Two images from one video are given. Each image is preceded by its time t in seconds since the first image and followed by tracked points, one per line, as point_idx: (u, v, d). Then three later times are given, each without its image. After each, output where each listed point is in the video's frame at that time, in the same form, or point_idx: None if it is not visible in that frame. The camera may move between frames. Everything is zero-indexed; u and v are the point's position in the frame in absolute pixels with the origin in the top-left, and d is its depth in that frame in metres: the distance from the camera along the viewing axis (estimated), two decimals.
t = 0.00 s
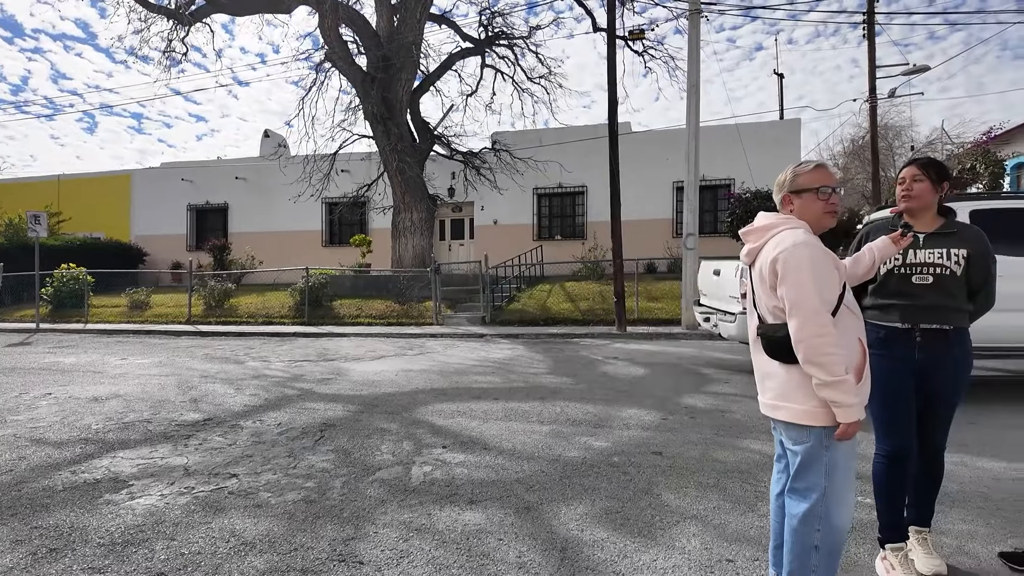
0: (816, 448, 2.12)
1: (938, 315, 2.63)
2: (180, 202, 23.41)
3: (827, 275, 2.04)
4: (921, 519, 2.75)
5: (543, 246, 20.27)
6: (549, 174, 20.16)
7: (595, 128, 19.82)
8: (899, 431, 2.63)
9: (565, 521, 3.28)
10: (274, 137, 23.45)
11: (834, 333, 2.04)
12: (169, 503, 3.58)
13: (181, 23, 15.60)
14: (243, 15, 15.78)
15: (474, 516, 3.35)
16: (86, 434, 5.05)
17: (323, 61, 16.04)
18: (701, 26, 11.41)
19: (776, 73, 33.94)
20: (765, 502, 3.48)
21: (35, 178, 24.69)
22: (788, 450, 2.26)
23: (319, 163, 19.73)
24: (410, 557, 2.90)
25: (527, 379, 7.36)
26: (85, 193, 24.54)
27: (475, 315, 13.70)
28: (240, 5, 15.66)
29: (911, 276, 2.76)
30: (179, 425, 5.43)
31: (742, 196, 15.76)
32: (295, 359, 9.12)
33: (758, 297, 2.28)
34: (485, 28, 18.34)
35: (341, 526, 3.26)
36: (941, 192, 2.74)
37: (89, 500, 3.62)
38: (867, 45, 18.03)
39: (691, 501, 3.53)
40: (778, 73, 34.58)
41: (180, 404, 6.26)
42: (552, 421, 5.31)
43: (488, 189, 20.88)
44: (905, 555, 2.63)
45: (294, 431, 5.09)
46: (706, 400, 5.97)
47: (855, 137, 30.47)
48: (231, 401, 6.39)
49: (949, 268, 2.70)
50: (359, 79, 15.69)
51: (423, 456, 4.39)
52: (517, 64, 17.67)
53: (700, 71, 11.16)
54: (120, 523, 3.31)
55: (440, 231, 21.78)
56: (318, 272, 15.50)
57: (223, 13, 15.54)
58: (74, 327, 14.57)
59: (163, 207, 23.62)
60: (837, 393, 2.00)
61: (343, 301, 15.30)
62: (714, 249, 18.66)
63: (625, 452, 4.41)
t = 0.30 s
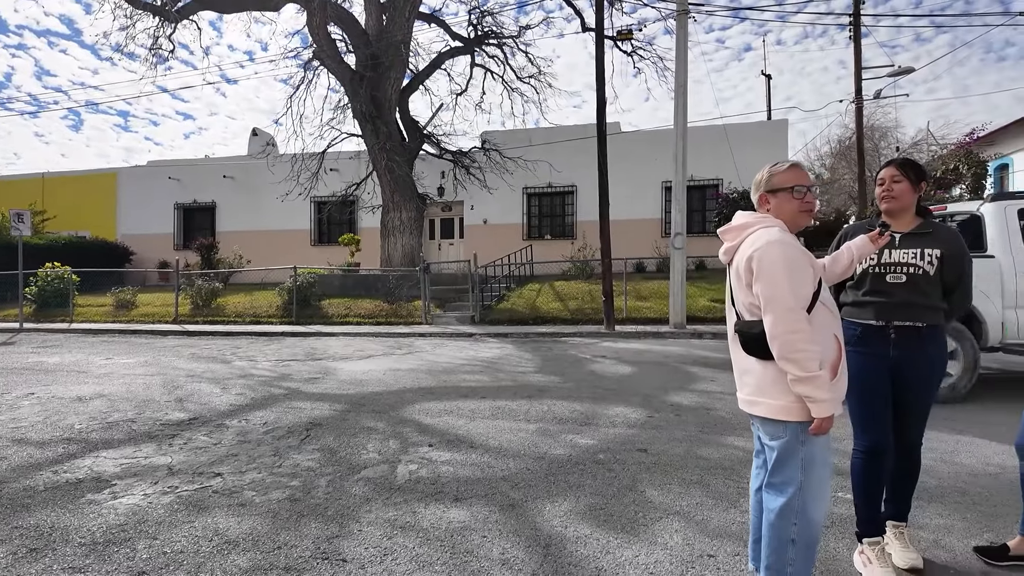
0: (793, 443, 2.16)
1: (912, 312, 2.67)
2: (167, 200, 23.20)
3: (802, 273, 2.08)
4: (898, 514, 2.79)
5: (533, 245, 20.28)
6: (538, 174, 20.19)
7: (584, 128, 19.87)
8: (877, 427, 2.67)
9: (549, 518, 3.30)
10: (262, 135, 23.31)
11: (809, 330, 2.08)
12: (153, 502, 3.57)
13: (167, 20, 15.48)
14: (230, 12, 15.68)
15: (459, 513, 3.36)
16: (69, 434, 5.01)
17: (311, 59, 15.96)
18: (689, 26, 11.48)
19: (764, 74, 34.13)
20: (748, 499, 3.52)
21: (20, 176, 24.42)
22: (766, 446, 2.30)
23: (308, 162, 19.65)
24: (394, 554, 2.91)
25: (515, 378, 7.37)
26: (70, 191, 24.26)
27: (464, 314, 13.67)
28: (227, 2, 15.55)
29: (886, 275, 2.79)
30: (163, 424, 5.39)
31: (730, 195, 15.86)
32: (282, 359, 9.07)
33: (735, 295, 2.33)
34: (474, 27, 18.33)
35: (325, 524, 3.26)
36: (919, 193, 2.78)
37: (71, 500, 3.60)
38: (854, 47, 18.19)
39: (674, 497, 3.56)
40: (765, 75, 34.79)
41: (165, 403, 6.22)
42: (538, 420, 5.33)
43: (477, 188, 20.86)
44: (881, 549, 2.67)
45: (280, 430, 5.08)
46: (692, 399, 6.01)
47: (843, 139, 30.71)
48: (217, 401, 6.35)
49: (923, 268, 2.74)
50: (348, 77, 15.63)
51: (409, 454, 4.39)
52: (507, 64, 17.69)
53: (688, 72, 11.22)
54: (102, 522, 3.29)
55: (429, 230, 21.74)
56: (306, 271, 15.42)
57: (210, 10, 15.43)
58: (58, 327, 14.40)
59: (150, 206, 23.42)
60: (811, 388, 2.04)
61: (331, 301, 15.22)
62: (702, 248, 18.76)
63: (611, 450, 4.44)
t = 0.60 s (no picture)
0: (761, 441, 2.18)
1: (880, 312, 2.71)
2: (152, 199, 22.99)
3: (769, 272, 2.10)
4: (869, 511, 2.82)
5: (521, 245, 20.29)
6: (527, 174, 20.19)
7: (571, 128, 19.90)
8: (847, 424, 2.71)
9: (525, 517, 3.31)
10: (248, 134, 23.15)
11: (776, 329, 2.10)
12: (128, 504, 3.54)
13: (151, 18, 15.32)
14: (216, 11, 15.56)
15: (436, 513, 3.36)
16: (46, 436, 4.96)
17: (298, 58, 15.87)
18: (674, 28, 11.54)
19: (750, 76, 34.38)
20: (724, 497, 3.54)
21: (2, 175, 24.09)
22: (734, 443, 2.31)
23: (294, 161, 19.54)
24: (368, 555, 2.90)
25: (499, 377, 7.38)
26: (54, 190, 23.99)
27: (451, 314, 13.66)
28: None
29: (855, 275, 2.82)
30: (143, 425, 5.36)
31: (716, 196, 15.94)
32: (265, 359, 9.02)
33: (706, 295, 2.33)
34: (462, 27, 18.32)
35: (301, 525, 3.25)
36: (888, 195, 2.83)
37: (44, 502, 3.56)
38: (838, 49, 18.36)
39: (651, 496, 3.59)
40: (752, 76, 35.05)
41: (145, 405, 6.16)
42: (520, 419, 5.34)
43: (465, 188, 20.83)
44: (850, 546, 2.71)
45: (259, 431, 5.05)
46: (675, 398, 6.04)
47: (828, 140, 30.98)
48: (198, 402, 6.30)
49: (891, 268, 2.77)
50: (335, 76, 15.57)
51: (389, 455, 4.38)
52: (494, 63, 17.69)
53: (673, 73, 11.27)
54: (75, 525, 3.26)
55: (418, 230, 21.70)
56: (292, 271, 15.34)
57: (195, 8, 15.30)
58: (40, 328, 14.22)
59: (135, 205, 23.19)
60: (779, 386, 2.06)
61: (318, 301, 15.14)
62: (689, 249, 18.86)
63: (591, 449, 4.45)
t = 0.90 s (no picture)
0: (723, 440, 2.20)
1: (843, 311, 2.74)
2: (129, 198, 22.60)
3: (731, 274, 2.12)
4: (833, 508, 2.85)
5: (504, 245, 20.28)
6: (509, 173, 20.20)
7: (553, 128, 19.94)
8: (811, 422, 2.75)
9: (496, 517, 3.31)
10: (227, 132, 22.88)
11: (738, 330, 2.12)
12: (92, 508, 3.47)
13: (125, 13, 15.05)
14: (193, 7, 15.33)
15: (407, 515, 3.34)
16: (11, 439, 4.85)
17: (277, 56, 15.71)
18: (654, 29, 11.60)
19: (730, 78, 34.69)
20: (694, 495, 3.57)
21: None
22: (697, 442, 2.33)
23: (274, 159, 19.34)
24: (335, 558, 2.87)
25: (478, 377, 7.37)
26: (28, 187, 23.48)
27: (432, 314, 13.60)
28: None
29: (820, 275, 2.85)
30: (113, 427, 5.26)
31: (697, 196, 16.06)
32: (242, 360, 8.91)
33: (669, 295, 2.34)
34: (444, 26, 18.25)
35: (269, 528, 3.22)
36: (848, 197, 2.88)
37: (5, 507, 3.48)
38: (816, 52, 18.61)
39: (622, 495, 3.61)
40: (731, 78, 35.36)
41: (116, 407, 6.06)
42: (496, 419, 5.33)
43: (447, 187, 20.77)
44: (814, 543, 2.73)
45: (232, 433, 5.00)
46: (652, 396, 6.08)
47: (807, 142, 31.38)
48: (170, 403, 6.21)
49: (854, 267, 2.80)
50: (315, 75, 15.44)
51: (362, 456, 4.35)
52: (476, 63, 17.68)
53: (653, 74, 11.34)
54: (36, 531, 3.19)
55: (400, 230, 21.60)
56: (271, 270, 15.16)
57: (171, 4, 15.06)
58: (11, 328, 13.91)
59: (111, 203, 22.80)
60: (739, 386, 2.08)
61: (297, 301, 14.99)
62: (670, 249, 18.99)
63: (565, 449, 4.47)
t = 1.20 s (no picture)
0: (691, 439, 2.19)
1: (813, 311, 2.75)
2: (112, 197, 22.33)
3: (699, 274, 2.11)
4: (805, 507, 2.86)
5: (491, 245, 20.24)
6: (496, 173, 20.17)
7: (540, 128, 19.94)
8: (781, 422, 2.76)
9: (470, 519, 3.29)
10: (212, 130, 22.68)
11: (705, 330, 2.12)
12: (60, 512, 3.42)
13: (107, 9, 14.87)
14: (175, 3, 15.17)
15: (380, 517, 3.32)
16: None
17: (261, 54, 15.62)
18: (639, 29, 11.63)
19: (716, 79, 34.86)
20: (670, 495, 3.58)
21: None
22: (667, 442, 2.32)
23: (259, 158, 19.19)
24: (306, 560, 2.85)
25: (461, 377, 7.35)
26: (9, 186, 23.15)
27: (418, 314, 13.55)
28: None
29: (790, 273, 2.85)
30: (87, 429, 5.18)
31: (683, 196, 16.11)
32: (223, 360, 8.82)
33: (639, 296, 2.32)
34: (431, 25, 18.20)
35: (240, 531, 3.18)
36: (817, 198, 2.89)
37: None
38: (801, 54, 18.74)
39: (598, 495, 3.60)
40: (719, 79, 35.51)
41: (91, 408, 5.97)
42: (477, 420, 5.31)
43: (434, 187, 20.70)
44: (784, 542, 2.74)
45: (208, 435, 4.93)
46: (634, 396, 6.09)
47: (793, 143, 31.59)
48: (147, 405, 6.13)
49: (824, 267, 2.81)
50: (299, 73, 15.34)
51: (338, 458, 4.31)
52: (463, 62, 17.64)
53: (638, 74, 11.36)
54: None
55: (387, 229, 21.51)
56: (255, 270, 15.03)
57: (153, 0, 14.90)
58: None
59: (94, 202, 22.51)
60: (706, 386, 2.07)
61: (282, 301, 14.88)
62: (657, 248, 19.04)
63: (543, 449, 4.45)
